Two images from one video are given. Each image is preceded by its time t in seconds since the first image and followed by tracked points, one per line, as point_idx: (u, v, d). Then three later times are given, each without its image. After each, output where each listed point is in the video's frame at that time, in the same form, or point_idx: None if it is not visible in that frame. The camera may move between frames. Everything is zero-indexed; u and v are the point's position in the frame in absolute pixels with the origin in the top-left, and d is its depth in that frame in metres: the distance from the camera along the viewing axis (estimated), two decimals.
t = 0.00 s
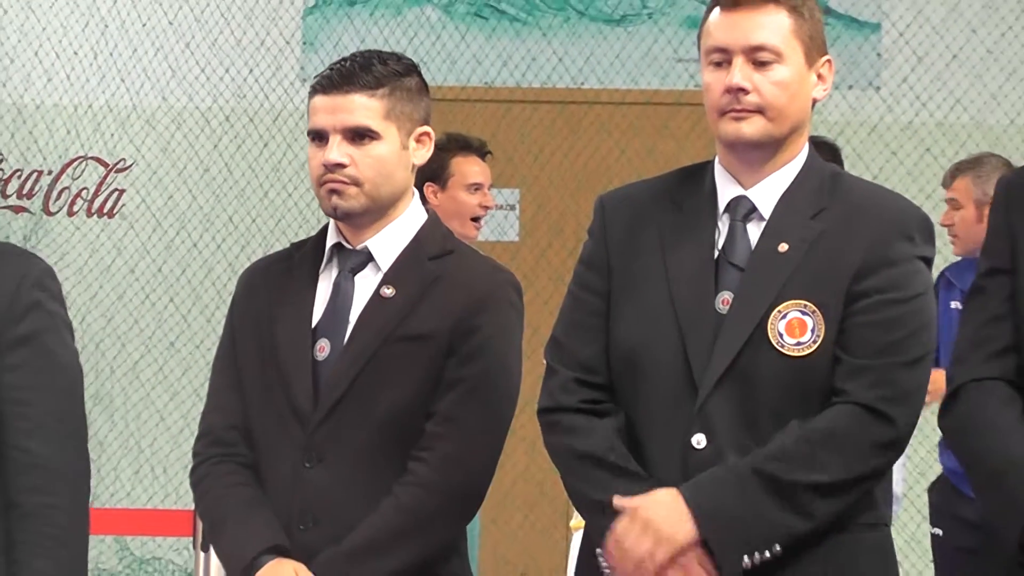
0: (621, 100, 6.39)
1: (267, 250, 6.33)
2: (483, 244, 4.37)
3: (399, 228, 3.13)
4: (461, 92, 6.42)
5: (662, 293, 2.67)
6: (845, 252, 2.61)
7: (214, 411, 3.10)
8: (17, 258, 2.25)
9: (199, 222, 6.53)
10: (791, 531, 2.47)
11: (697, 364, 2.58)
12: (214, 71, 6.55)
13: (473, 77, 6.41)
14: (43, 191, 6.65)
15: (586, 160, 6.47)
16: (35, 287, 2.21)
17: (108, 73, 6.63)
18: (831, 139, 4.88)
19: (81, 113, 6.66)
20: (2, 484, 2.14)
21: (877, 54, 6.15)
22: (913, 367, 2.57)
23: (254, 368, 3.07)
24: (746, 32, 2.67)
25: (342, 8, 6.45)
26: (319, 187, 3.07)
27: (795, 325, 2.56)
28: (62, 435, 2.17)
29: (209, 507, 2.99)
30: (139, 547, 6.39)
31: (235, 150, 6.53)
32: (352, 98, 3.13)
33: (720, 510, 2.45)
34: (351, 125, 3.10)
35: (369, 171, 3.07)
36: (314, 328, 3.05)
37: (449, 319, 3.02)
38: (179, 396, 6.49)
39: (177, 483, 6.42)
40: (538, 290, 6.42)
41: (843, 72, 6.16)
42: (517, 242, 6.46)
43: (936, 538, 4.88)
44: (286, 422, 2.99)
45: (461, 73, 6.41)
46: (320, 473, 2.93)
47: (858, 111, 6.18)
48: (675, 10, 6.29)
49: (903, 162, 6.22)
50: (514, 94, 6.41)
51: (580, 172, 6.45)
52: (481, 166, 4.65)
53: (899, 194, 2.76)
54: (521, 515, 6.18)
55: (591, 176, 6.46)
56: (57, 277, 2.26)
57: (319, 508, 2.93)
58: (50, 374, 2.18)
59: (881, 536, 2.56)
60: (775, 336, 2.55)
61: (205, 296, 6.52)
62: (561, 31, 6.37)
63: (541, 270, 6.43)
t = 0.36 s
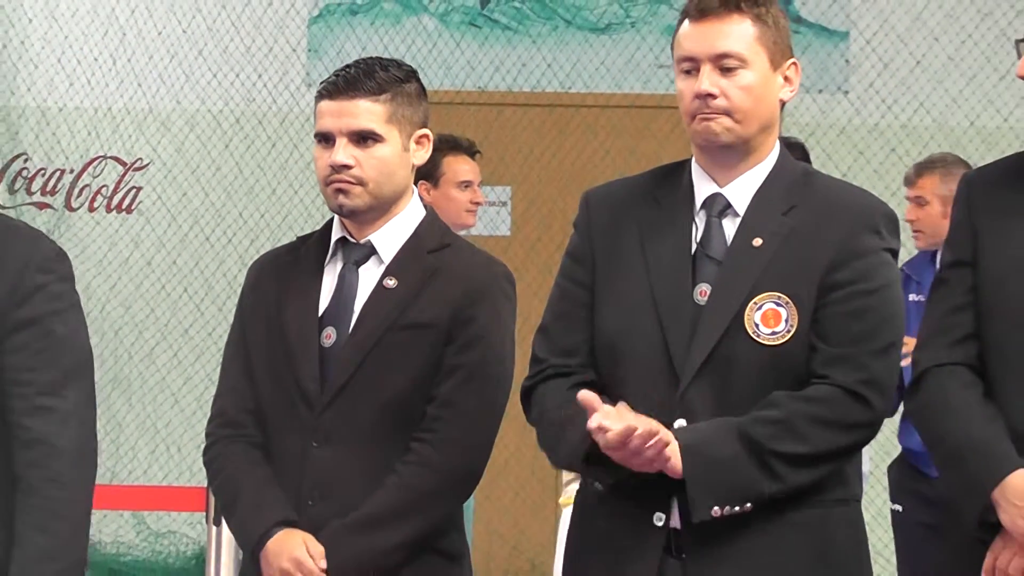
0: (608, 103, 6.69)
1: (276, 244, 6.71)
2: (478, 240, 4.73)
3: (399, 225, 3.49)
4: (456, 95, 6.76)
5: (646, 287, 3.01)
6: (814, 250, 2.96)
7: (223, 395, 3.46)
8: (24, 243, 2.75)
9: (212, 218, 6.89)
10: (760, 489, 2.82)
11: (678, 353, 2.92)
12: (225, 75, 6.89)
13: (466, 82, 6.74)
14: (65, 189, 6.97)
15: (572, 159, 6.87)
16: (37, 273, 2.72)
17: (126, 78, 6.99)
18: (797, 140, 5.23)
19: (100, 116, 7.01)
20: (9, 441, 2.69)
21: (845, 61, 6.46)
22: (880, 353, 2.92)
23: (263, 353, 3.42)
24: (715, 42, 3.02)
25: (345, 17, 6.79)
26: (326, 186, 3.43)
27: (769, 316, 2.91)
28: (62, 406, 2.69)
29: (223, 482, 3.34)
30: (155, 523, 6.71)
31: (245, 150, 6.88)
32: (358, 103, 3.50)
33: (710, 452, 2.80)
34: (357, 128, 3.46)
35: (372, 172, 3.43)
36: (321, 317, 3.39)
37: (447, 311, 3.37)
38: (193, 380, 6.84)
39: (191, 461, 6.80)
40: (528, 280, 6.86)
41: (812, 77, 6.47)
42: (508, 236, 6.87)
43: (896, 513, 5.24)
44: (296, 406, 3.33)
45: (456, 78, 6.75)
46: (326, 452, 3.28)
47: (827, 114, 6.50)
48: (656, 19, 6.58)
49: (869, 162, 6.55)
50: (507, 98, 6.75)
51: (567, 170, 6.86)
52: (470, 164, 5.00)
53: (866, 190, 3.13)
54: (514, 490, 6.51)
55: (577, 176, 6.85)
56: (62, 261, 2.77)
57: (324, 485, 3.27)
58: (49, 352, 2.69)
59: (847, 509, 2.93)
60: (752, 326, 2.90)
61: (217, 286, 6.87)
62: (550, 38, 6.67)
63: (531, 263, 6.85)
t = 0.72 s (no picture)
0: (591, 108, 7.06)
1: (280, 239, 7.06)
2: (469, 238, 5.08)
3: (397, 222, 3.59)
4: (448, 101, 7.12)
5: (624, 281, 3.16)
6: (784, 244, 3.12)
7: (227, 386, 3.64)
8: None
9: (220, 217, 7.25)
10: (730, 461, 2.99)
11: (654, 340, 3.08)
12: (232, 82, 7.22)
13: (459, 89, 7.10)
14: (81, 189, 7.35)
15: (556, 159, 7.18)
16: (21, 292, 2.73)
17: (138, 84, 7.32)
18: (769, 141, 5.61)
19: (115, 121, 7.38)
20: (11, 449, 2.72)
21: (813, 68, 6.80)
22: (844, 340, 3.09)
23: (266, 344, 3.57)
24: (687, 51, 3.17)
25: (345, 27, 7.12)
26: (324, 187, 3.54)
27: (740, 306, 3.06)
28: (56, 414, 2.70)
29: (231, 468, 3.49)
30: (165, 502, 7.00)
31: (251, 152, 7.23)
32: (353, 109, 3.61)
33: (688, 426, 2.95)
34: (353, 133, 3.58)
35: (367, 174, 3.55)
36: (321, 310, 3.51)
37: (450, 306, 3.49)
38: (201, 368, 7.28)
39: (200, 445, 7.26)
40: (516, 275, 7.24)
41: (783, 83, 6.82)
42: (498, 232, 7.22)
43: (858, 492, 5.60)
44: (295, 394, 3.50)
45: (448, 84, 7.11)
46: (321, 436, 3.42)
47: (797, 118, 6.85)
48: (636, 29, 6.95)
49: (835, 164, 6.91)
50: (497, 103, 7.10)
51: (551, 169, 7.19)
52: (460, 166, 5.35)
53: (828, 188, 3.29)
54: (502, 469, 6.89)
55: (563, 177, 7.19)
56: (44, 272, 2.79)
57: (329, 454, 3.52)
58: (41, 363, 2.71)
59: (815, 489, 3.12)
60: (723, 316, 3.06)
61: (225, 280, 7.25)
62: (536, 47, 7.04)
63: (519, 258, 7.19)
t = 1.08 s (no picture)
0: (562, 117, 7.43)
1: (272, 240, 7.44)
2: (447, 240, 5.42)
3: (383, 223, 3.86)
4: (430, 111, 7.52)
5: (592, 282, 3.32)
6: (743, 246, 3.27)
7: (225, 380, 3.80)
8: (19, 248, 2.81)
9: (215, 220, 7.62)
10: (691, 446, 3.14)
11: (621, 335, 3.24)
12: (227, 93, 7.59)
13: (440, 99, 7.50)
14: (86, 193, 7.74)
15: (528, 165, 7.56)
16: (38, 279, 2.80)
17: (139, 94, 7.69)
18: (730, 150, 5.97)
19: (117, 129, 7.73)
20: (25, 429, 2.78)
21: (772, 80, 7.18)
22: (800, 335, 3.25)
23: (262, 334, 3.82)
24: (653, 61, 3.33)
25: (333, 42, 7.49)
26: (315, 185, 3.83)
27: (702, 303, 3.22)
28: (67, 397, 2.77)
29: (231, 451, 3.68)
30: (165, 487, 7.37)
31: (245, 159, 7.61)
32: (343, 113, 3.90)
33: (654, 412, 3.10)
34: (343, 135, 3.87)
35: (355, 174, 3.83)
36: (312, 305, 3.78)
37: (429, 300, 3.75)
38: (198, 361, 7.64)
39: (196, 433, 7.62)
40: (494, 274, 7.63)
41: (744, 95, 7.21)
42: (476, 235, 7.64)
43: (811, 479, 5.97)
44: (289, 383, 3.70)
45: (430, 95, 7.50)
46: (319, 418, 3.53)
47: (757, 127, 7.24)
48: (606, 44, 7.29)
49: (792, 170, 7.29)
50: (475, 112, 7.49)
51: (524, 174, 7.57)
52: (440, 171, 5.71)
53: (780, 190, 3.43)
54: (479, 459, 7.26)
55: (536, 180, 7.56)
56: (64, 261, 2.86)
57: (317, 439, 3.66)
58: (52, 350, 2.77)
59: (772, 475, 3.27)
60: (686, 312, 3.22)
61: (220, 278, 7.61)
62: (512, 59, 7.41)
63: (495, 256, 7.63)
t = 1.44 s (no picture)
0: (553, 127, 7.83)
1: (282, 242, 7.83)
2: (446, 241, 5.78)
3: (387, 226, 4.03)
4: (431, 120, 7.94)
5: (582, 282, 3.39)
6: (723, 246, 3.36)
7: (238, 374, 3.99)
8: (84, 249, 3.25)
9: (229, 223, 8.01)
10: (674, 444, 3.20)
11: (609, 332, 3.31)
12: (241, 104, 7.98)
13: (440, 110, 7.92)
14: (107, 198, 8.14)
15: (523, 172, 7.94)
16: (95, 277, 3.22)
17: (158, 105, 8.08)
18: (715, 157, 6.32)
19: (137, 137, 8.14)
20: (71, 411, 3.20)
21: (753, 91, 7.58)
22: (779, 332, 3.32)
23: (273, 331, 4.00)
24: (635, 72, 3.41)
25: (339, 56, 7.88)
26: (322, 192, 4.02)
27: (686, 302, 3.30)
28: (107, 385, 3.18)
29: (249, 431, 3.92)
30: (182, 475, 7.74)
31: (257, 166, 7.99)
32: (348, 123, 4.08)
33: (637, 413, 3.16)
34: (348, 145, 4.04)
35: (359, 180, 4.00)
36: (320, 303, 3.95)
37: (429, 299, 3.92)
38: (213, 356, 8.00)
39: (210, 424, 7.95)
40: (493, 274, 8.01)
41: (726, 105, 7.62)
42: (475, 237, 8.02)
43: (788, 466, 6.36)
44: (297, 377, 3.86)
45: (431, 106, 7.93)
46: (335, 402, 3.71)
47: (740, 135, 7.63)
48: (596, 58, 7.68)
49: (773, 176, 7.68)
50: (473, 122, 7.90)
51: (518, 181, 7.96)
52: (441, 178, 6.06)
53: (761, 197, 3.53)
54: (479, 446, 7.65)
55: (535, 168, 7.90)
56: (121, 265, 3.28)
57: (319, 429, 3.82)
58: (104, 340, 3.20)
59: (751, 463, 3.35)
60: (671, 311, 3.29)
61: (233, 278, 7.99)
62: (509, 72, 7.82)
63: (493, 258, 8.01)
